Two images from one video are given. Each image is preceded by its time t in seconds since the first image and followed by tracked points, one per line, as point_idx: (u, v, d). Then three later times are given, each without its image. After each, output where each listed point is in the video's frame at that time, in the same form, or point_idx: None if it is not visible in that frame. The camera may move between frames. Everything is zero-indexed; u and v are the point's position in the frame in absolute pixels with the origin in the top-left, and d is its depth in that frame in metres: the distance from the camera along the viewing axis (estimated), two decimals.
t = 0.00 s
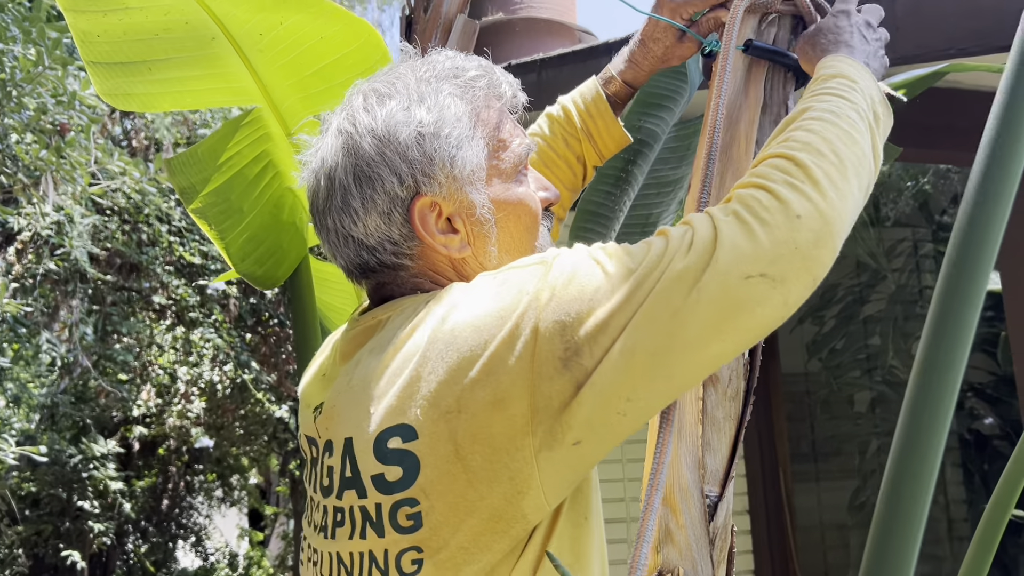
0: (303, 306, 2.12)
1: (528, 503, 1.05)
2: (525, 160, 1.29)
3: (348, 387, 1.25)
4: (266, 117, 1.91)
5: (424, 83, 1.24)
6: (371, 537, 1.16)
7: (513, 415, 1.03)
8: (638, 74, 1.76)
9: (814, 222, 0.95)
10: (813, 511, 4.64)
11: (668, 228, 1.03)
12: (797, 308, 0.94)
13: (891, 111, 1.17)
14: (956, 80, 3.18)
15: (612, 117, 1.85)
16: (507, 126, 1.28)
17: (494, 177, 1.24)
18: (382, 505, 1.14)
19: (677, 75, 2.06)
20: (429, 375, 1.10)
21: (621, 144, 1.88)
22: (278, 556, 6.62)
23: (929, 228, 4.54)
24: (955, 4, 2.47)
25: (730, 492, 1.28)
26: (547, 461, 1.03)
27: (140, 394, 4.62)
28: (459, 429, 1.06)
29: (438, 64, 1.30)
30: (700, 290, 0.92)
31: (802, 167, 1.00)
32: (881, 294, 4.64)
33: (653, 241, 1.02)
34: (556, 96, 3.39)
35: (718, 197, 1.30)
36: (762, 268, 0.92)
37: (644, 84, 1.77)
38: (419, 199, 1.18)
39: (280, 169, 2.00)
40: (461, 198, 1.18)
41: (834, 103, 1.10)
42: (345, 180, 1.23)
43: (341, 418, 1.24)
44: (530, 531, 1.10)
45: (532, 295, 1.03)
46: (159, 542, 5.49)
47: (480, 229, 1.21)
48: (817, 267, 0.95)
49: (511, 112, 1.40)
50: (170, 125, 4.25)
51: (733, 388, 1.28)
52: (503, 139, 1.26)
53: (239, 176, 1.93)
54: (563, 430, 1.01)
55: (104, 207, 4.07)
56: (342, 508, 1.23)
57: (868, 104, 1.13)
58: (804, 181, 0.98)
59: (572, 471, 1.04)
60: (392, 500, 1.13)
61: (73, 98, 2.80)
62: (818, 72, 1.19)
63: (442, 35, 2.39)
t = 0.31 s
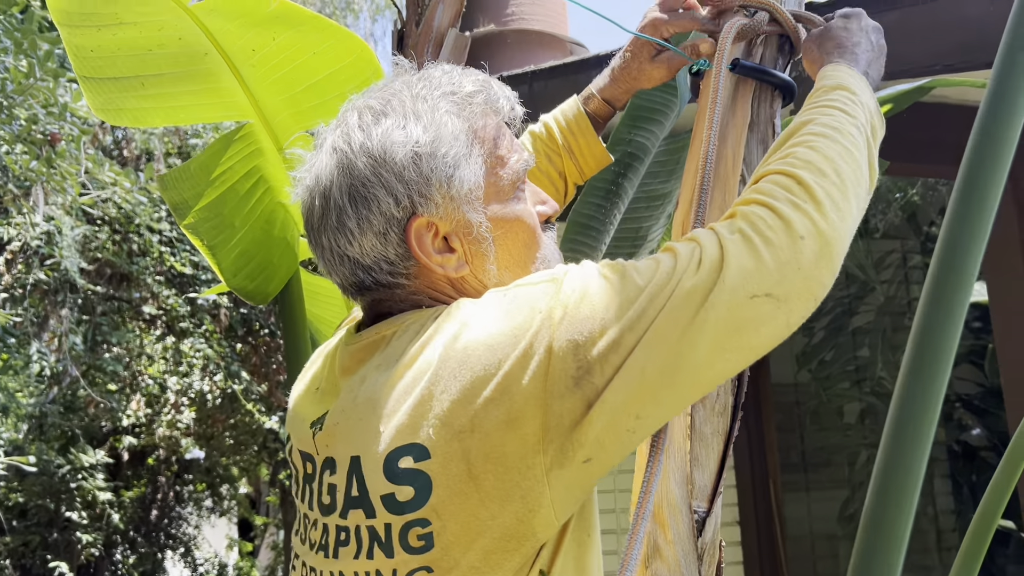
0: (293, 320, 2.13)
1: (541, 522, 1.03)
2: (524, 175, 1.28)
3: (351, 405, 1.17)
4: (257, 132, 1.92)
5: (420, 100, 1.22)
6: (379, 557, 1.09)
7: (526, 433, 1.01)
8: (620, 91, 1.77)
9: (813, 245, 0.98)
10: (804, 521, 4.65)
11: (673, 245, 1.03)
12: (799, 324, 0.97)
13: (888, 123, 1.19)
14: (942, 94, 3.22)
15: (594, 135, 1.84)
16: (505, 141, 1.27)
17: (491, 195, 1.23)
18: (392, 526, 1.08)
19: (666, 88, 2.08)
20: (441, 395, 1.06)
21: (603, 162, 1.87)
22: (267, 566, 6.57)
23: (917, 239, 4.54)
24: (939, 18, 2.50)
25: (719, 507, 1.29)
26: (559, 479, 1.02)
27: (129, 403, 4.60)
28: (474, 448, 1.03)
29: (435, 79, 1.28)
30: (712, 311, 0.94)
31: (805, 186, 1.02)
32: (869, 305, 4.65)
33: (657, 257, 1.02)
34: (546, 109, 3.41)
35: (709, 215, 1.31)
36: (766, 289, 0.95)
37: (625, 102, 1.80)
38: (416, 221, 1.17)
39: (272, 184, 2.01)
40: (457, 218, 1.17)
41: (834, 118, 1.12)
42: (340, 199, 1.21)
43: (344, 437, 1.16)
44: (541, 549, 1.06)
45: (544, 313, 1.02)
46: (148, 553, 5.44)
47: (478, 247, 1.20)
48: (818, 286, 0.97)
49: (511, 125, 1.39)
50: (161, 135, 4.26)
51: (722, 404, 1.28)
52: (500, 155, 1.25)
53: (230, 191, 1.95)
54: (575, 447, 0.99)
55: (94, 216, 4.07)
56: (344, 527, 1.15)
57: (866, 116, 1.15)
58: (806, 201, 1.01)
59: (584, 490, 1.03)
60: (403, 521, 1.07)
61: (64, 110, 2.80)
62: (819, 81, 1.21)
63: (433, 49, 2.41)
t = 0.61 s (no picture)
0: (283, 334, 2.15)
1: (557, 539, 1.03)
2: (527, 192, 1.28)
3: (364, 421, 1.14)
4: (252, 150, 1.94)
5: (422, 119, 1.21)
6: None
7: (544, 451, 1.01)
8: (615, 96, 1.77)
9: (813, 265, 1.02)
10: (793, 533, 4.66)
11: (682, 264, 1.05)
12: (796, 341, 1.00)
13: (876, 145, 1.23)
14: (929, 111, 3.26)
15: (587, 140, 1.83)
16: (509, 159, 1.26)
17: (493, 214, 1.23)
18: (409, 545, 1.07)
19: (659, 103, 2.13)
20: (462, 413, 1.05)
21: (597, 167, 1.84)
22: None
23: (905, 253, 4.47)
24: (926, 38, 2.53)
25: (707, 524, 1.29)
26: (574, 496, 1.03)
27: (117, 413, 4.58)
28: (493, 468, 1.03)
29: (437, 96, 1.26)
30: (723, 330, 0.97)
31: (806, 208, 1.06)
32: (858, 318, 4.63)
33: (663, 274, 1.04)
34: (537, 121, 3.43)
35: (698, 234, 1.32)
36: (770, 307, 0.98)
37: (620, 107, 1.80)
38: (417, 242, 1.17)
39: (266, 201, 2.04)
40: (458, 239, 1.18)
41: (828, 141, 1.16)
42: (340, 220, 1.20)
43: (353, 454, 1.14)
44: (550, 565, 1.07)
45: (565, 332, 1.03)
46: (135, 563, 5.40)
47: (479, 266, 1.21)
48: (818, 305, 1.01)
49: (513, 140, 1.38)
50: (152, 145, 4.26)
51: (711, 422, 1.29)
52: (503, 173, 1.24)
53: (223, 209, 2.00)
54: (590, 463, 1.00)
55: (85, 226, 4.06)
56: (353, 546, 1.13)
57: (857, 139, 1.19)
58: (807, 221, 1.04)
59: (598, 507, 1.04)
60: (421, 541, 1.06)
61: (56, 121, 2.80)
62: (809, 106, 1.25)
63: (425, 64, 2.41)
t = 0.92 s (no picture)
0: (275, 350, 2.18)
1: (572, 553, 1.05)
2: (538, 204, 1.29)
3: (386, 428, 1.11)
4: (246, 165, 1.97)
5: (441, 132, 1.21)
6: None
7: (566, 467, 1.02)
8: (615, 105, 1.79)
9: (825, 300, 1.05)
10: (781, 544, 4.66)
11: (698, 288, 1.07)
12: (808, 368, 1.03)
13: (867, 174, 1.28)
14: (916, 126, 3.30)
15: (585, 145, 1.80)
16: (521, 171, 1.27)
17: (508, 225, 1.24)
18: (431, 553, 1.05)
19: (646, 118, 2.15)
20: (489, 425, 1.04)
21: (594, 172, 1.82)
22: None
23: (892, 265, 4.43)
24: (910, 56, 2.58)
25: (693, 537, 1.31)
26: (594, 509, 1.04)
27: (105, 422, 4.55)
28: (519, 481, 1.03)
29: (452, 110, 1.27)
30: (745, 359, 0.99)
31: (821, 244, 1.09)
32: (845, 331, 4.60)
33: (683, 296, 1.06)
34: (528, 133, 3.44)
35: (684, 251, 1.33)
36: (787, 340, 1.01)
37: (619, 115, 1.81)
38: (438, 254, 1.17)
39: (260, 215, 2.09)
40: (477, 250, 1.18)
41: (831, 174, 1.19)
42: (361, 233, 1.19)
43: (375, 460, 1.11)
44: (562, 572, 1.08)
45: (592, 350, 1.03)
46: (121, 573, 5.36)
47: (495, 277, 1.22)
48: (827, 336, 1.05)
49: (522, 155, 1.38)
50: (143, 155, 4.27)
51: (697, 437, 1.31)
52: (517, 184, 1.25)
53: (218, 223, 2.03)
54: (611, 479, 1.02)
55: (74, 234, 4.06)
56: (370, 553, 1.11)
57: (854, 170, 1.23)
58: (821, 258, 1.08)
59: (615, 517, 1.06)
60: (444, 549, 1.05)
61: (47, 131, 2.80)
62: (805, 134, 1.28)
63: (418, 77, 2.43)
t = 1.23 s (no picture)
0: (264, 361, 2.19)
1: (569, 554, 1.06)
2: (537, 221, 1.31)
3: (394, 429, 1.12)
4: (245, 174, 1.97)
5: (450, 150, 1.23)
6: None
7: (566, 470, 1.04)
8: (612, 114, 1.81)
9: (810, 316, 1.07)
10: (767, 552, 4.67)
11: (688, 302, 1.09)
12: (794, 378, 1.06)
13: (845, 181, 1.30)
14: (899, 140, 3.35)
15: (586, 154, 1.81)
16: (523, 190, 1.29)
17: (511, 240, 1.26)
18: (436, 551, 1.05)
19: (632, 130, 2.14)
20: (494, 428, 1.05)
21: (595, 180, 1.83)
22: None
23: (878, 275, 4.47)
24: (893, 70, 2.62)
25: (679, 547, 1.31)
26: (591, 512, 1.05)
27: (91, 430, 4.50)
28: (520, 481, 1.04)
29: (461, 130, 1.29)
30: (736, 370, 1.02)
31: (805, 264, 1.11)
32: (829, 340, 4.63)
33: (678, 309, 1.08)
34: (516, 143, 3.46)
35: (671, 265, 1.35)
36: (772, 353, 1.03)
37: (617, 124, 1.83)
38: (445, 266, 1.18)
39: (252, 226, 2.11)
40: (483, 264, 1.20)
41: (811, 190, 1.20)
42: (373, 244, 1.19)
43: (383, 460, 1.11)
44: None
45: (593, 361, 1.03)
46: None
47: (499, 290, 1.23)
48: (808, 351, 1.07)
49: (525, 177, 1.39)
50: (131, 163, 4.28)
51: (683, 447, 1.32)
52: (520, 202, 1.27)
53: (213, 231, 2.05)
54: (608, 487, 1.04)
55: (61, 242, 4.04)
56: (375, 550, 1.10)
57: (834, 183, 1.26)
58: (805, 276, 1.10)
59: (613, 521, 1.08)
60: (448, 548, 1.05)
61: (35, 138, 2.80)
62: (784, 146, 1.30)
63: (407, 88, 2.45)
